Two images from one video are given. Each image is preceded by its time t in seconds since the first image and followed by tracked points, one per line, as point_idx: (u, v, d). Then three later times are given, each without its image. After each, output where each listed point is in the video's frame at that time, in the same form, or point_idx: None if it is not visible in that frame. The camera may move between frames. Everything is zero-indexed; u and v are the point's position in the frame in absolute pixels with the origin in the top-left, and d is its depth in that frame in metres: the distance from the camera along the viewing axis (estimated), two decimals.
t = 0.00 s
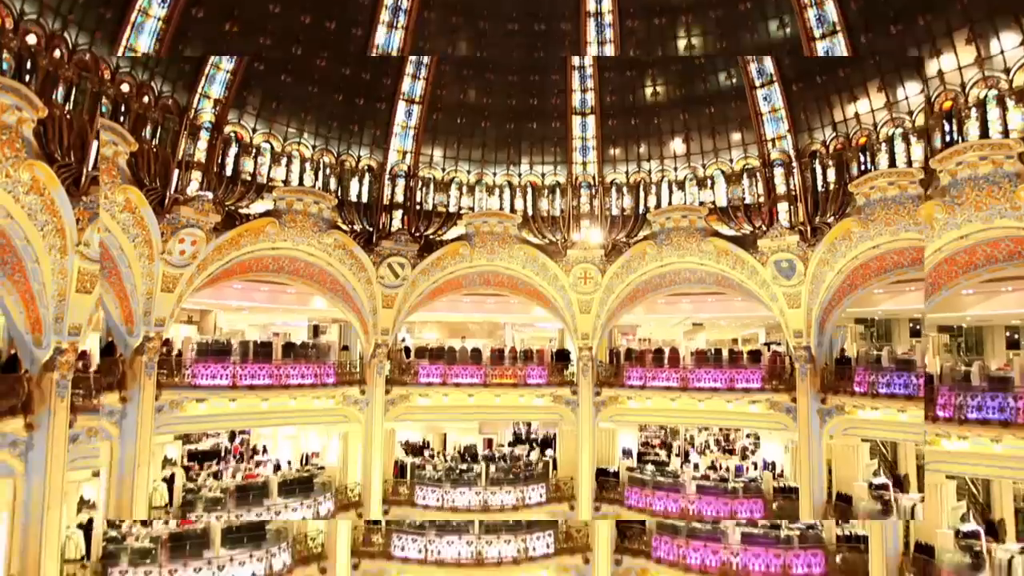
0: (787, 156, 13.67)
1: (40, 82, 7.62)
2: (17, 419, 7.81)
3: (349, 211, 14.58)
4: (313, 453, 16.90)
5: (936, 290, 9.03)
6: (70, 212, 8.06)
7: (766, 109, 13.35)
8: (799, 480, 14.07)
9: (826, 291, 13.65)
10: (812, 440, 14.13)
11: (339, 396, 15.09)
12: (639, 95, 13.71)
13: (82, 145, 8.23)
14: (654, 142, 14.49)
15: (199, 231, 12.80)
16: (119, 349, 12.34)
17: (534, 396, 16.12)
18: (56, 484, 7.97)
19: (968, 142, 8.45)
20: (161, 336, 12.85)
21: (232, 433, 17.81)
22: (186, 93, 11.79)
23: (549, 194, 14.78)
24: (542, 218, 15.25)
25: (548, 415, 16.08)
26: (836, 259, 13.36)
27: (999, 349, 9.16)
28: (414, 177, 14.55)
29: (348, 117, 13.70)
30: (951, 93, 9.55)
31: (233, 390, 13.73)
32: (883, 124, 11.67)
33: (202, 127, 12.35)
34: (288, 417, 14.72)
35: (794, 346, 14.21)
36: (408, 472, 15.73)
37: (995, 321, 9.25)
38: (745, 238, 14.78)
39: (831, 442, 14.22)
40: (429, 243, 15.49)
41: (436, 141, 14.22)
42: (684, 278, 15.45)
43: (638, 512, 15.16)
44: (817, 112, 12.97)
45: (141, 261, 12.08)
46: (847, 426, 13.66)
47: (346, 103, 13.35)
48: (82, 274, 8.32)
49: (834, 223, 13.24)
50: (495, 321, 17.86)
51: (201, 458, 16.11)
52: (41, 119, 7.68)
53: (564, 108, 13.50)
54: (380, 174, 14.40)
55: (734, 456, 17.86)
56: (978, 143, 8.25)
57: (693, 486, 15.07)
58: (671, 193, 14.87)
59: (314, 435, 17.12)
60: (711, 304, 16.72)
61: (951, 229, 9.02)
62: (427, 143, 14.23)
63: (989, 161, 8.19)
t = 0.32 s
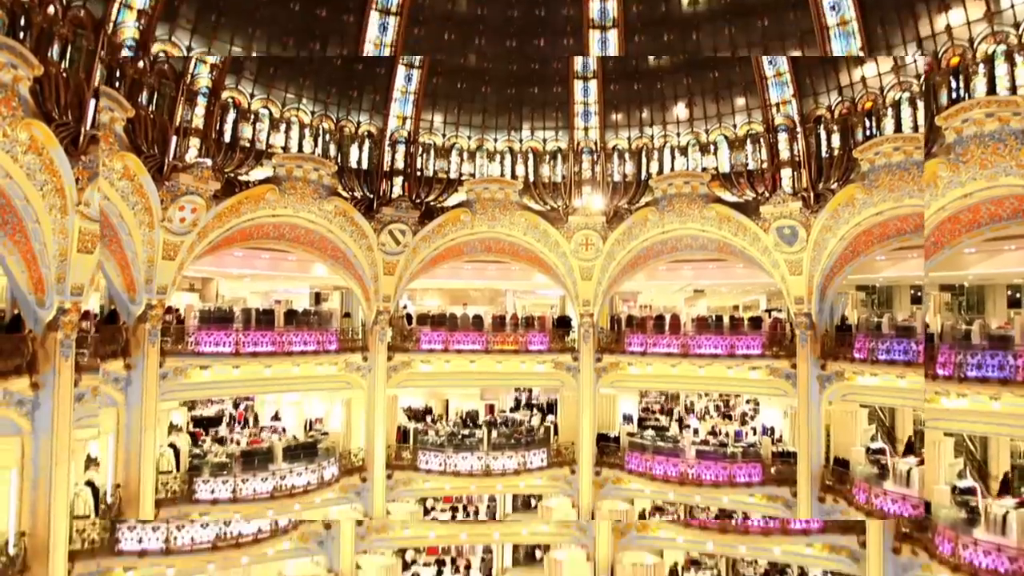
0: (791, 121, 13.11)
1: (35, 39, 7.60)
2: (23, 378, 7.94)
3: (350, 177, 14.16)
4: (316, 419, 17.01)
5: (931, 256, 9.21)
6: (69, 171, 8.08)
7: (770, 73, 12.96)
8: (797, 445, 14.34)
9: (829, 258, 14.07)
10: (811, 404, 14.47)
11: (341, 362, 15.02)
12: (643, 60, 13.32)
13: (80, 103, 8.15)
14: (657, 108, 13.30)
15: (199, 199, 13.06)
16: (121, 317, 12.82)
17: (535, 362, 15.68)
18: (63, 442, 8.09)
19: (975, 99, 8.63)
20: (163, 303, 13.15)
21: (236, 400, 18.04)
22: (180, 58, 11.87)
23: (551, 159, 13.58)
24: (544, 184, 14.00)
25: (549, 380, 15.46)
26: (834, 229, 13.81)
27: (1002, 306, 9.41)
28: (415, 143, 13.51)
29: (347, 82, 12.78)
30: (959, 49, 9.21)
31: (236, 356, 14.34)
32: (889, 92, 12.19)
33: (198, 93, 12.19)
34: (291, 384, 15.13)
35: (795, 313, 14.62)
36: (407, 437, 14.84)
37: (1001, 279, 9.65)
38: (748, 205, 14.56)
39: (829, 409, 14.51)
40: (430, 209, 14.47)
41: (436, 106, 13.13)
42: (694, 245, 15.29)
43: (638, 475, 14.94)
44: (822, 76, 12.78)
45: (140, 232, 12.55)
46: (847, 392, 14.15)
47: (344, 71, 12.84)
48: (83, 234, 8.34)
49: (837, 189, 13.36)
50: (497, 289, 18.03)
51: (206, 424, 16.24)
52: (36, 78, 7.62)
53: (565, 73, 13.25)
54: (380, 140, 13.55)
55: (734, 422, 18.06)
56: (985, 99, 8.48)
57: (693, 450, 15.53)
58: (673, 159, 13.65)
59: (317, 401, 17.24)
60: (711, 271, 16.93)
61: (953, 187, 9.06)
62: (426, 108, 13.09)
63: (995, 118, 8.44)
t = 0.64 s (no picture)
0: (795, 88, 13.39)
1: None
2: (25, 338, 7.93)
3: (350, 145, 14.49)
4: (318, 386, 17.24)
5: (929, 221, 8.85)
6: (68, 130, 8.01)
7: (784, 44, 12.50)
8: (795, 415, 14.46)
9: (831, 227, 13.55)
10: (808, 374, 14.23)
11: (343, 330, 15.20)
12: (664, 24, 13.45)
13: (76, 61, 8.15)
14: (659, 75, 14.05)
15: (199, 165, 12.54)
16: (124, 286, 12.28)
17: (536, 330, 16.21)
18: (67, 401, 8.16)
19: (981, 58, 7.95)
20: (165, 272, 12.68)
21: (238, 367, 18.20)
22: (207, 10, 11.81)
23: (552, 128, 14.90)
24: (545, 151, 15.23)
25: (550, 349, 16.27)
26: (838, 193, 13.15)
27: (1003, 271, 9.72)
28: (415, 110, 14.54)
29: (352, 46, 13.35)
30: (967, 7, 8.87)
31: (238, 324, 13.83)
32: (894, 57, 11.08)
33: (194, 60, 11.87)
34: (286, 352, 14.73)
35: (796, 283, 14.19)
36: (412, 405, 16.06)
37: (1002, 241, 9.42)
38: (750, 172, 14.60)
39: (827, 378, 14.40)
40: (432, 179, 15.34)
41: (436, 72, 14.39)
42: (687, 214, 15.39)
43: (638, 443, 15.75)
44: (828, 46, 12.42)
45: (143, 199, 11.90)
46: (843, 362, 13.89)
47: (343, 42, 13.24)
48: (83, 194, 8.30)
49: (841, 157, 13.03)
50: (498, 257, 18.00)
51: (208, 392, 16.37)
52: (33, 35, 7.40)
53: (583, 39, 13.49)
54: (379, 108, 14.33)
55: (732, 390, 18.15)
56: (993, 59, 7.83)
57: (691, 420, 15.65)
58: (675, 127, 14.64)
59: (319, 368, 17.36)
60: (713, 241, 16.58)
61: (956, 149, 8.41)
62: (427, 75, 14.37)
63: (1001, 78, 7.89)
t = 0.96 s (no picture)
0: (802, 58, 13.03)
1: None
2: (33, 306, 7.97)
3: (352, 117, 14.38)
4: (323, 358, 17.33)
5: (936, 184, 7.96)
6: (69, 98, 7.87)
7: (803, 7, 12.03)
8: (797, 385, 14.54)
9: (837, 198, 13.47)
10: (811, 346, 14.26)
11: (346, 303, 15.24)
12: None
13: (76, 27, 7.89)
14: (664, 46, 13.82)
15: (199, 139, 12.42)
16: (127, 260, 12.30)
17: (539, 303, 16.32)
18: (74, 367, 8.24)
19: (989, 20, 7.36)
20: (168, 246, 12.70)
21: (243, 340, 18.29)
22: None
23: (555, 98, 14.90)
24: (548, 123, 15.18)
25: (553, 321, 16.34)
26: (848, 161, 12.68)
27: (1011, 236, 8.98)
28: (417, 81, 14.53)
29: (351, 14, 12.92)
30: None
31: (242, 298, 13.80)
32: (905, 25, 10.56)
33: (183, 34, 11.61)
34: (286, 324, 14.64)
35: (800, 255, 14.14)
36: (416, 377, 16.12)
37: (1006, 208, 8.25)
38: (755, 143, 14.44)
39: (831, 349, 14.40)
40: (435, 151, 15.36)
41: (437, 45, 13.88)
42: (691, 186, 15.22)
43: (641, 415, 15.87)
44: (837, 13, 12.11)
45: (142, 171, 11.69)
46: (848, 333, 13.88)
47: (344, 5, 12.83)
48: (85, 162, 8.28)
49: (848, 128, 12.92)
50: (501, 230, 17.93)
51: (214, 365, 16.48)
52: None
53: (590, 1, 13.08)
54: (381, 79, 14.32)
55: (735, 362, 18.21)
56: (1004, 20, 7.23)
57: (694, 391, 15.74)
58: (679, 98, 14.44)
59: (323, 341, 17.44)
60: (718, 213, 16.58)
61: (964, 114, 7.80)
62: (429, 49, 13.97)
63: (1014, 40, 7.22)
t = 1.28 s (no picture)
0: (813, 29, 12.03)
1: None
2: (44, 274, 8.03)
3: (357, 88, 14.35)
4: (331, 330, 17.43)
5: (945, 151, 8.13)
6: (73, 63, 7.88)
7: None
8: (804, 357, 14.55)
9: (847, 168, 13.31)
10: (819, 318, 14.25)
11: (353, 276, 15.28)
12: None
13: None
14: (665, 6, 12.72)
15: (203, 112, 12.43)
16: (135, 233, 12.38)
17: (546, 275, 16.33)
18: (87, 335, 8.33)
19: None
20: (175, 219, 12.69)
21: (252, 313, 18.42)
22: None
23: (561, 68, 14.69)
24: (555, 94, 15.04)
25: (560, 293, 16.36)
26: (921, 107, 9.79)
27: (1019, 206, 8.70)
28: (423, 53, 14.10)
29: None
30: None
31: (249, 271, 13.82)
32: None
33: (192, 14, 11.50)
34: (294, 296, 14.69)
35: (808, 227, 14.06)
36: (423, 348, 16.19)
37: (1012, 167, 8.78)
38: (765, 114, 14.30)
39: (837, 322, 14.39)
40: (439, 123, 15.19)
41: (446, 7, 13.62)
42: (699, 157, 15.09)
43: (647, 386, 15.93)
44: None
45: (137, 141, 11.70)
46: (856, 306, 13.85)
47: None
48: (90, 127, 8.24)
49: (860, 97, 12.74)
50: (507, 202, 17.84)
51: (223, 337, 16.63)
52: None
53: None
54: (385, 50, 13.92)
55: (742, 334, 18.22)
56: None
57: (700, 363, 15.79)
58: (688, 67, 14.44)
59: (331, 313, 17.53)
60: (726, 184, 16.46)
61: (981, 77, 7.46)
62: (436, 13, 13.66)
63: None
